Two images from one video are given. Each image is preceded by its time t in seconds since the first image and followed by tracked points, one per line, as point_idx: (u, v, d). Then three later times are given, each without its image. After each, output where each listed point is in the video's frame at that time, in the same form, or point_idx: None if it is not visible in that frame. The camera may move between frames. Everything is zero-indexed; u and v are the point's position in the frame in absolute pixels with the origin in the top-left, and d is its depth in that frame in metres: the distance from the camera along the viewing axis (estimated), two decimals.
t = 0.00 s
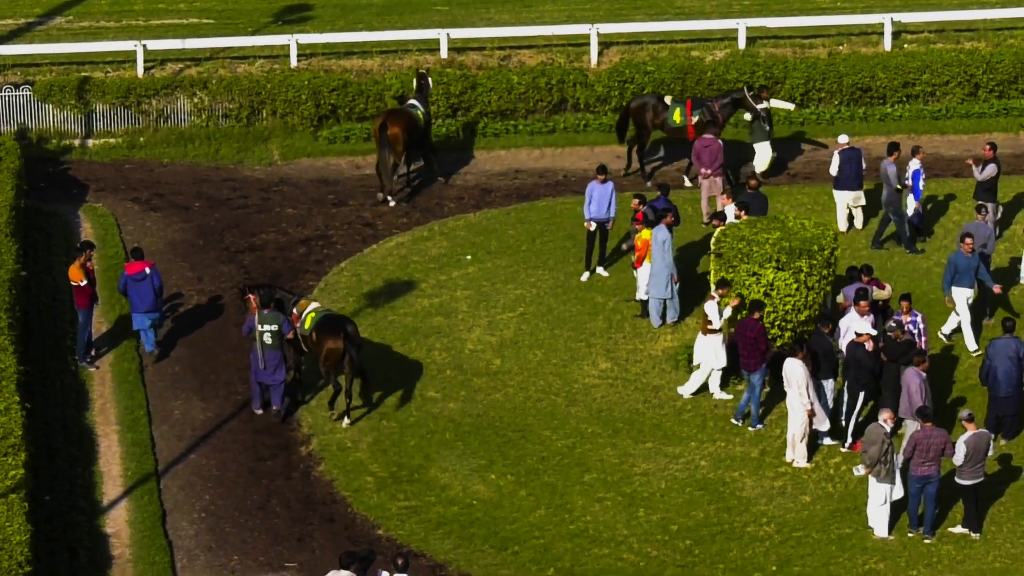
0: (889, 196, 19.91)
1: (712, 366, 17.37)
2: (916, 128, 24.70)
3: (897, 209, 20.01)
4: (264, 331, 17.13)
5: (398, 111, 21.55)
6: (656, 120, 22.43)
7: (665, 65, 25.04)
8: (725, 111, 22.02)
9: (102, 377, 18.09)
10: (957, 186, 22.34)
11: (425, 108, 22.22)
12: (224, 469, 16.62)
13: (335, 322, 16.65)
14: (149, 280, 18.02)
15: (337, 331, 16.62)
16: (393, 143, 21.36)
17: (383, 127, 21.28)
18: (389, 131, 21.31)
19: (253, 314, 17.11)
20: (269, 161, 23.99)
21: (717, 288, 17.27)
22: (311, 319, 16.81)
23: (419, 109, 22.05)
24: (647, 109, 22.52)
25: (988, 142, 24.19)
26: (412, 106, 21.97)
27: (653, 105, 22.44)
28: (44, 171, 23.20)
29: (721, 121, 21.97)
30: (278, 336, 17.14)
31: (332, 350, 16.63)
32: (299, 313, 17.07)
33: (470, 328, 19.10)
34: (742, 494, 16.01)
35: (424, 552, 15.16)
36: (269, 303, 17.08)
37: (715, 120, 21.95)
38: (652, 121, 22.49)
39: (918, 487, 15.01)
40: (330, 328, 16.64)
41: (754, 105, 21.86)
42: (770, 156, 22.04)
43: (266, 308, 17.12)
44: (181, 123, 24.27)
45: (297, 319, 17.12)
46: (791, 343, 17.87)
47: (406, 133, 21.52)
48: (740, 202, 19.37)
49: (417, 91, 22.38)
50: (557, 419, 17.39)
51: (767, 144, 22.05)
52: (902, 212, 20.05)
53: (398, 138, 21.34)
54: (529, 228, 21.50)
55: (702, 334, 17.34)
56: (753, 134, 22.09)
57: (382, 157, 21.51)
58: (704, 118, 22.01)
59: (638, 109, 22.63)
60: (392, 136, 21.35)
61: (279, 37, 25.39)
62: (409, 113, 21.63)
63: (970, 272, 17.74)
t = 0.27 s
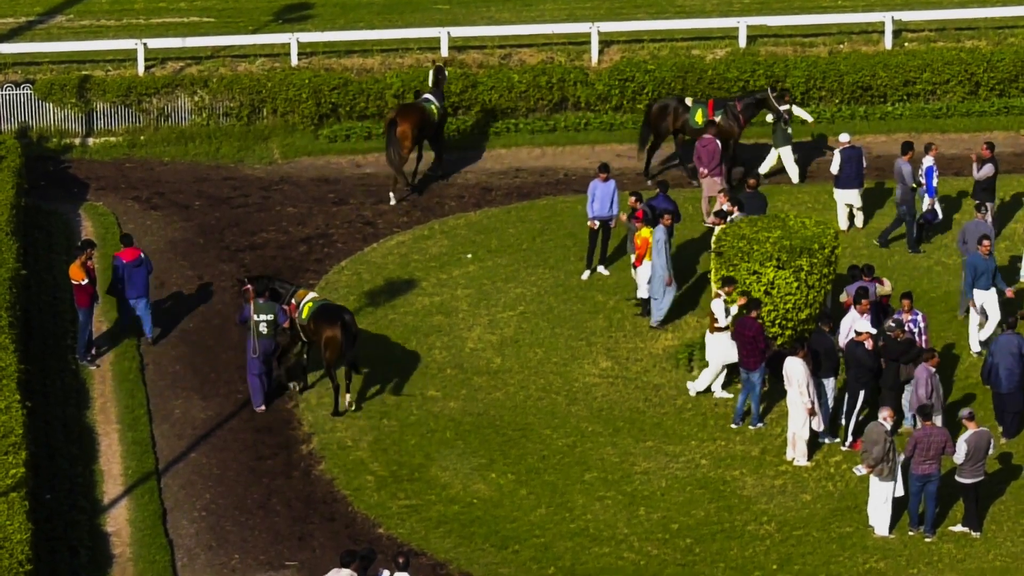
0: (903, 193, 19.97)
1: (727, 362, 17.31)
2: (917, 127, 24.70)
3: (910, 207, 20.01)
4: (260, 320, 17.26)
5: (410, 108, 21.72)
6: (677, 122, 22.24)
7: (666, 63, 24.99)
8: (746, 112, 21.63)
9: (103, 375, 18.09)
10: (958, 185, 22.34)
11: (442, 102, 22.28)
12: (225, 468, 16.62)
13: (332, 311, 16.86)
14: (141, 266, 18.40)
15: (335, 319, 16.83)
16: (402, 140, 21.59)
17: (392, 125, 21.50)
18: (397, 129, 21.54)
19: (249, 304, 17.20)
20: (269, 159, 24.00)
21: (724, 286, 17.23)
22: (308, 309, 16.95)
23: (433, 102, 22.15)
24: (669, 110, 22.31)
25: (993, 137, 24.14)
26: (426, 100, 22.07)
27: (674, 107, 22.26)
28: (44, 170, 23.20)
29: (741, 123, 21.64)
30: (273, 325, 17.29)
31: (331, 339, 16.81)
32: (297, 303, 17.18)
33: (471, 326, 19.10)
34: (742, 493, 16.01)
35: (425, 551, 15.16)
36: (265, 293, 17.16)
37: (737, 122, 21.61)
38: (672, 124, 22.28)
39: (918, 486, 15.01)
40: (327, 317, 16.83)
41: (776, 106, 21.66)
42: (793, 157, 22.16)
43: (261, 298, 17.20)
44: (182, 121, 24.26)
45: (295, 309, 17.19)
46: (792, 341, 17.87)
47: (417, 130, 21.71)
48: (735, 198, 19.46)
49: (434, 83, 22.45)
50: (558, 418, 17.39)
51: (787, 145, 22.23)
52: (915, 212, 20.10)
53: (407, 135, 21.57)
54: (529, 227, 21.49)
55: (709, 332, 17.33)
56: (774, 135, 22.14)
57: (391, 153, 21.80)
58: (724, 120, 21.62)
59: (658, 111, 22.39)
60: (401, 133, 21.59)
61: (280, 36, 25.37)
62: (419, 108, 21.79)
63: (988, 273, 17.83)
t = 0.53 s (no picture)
0: (910, 193, 20.10)
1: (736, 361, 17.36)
2: (917, 126, 24.72)
3: (918, 207, 20.11)
4: (257, 311, 17.46)
5: (420, 104, 22.12)
6: (700, 126, 22.26)
7: (666, 62, 24.95)
8: (769, 116, 21.87)
9: (104, 374, 18.09)
10: (958, 184, 22.36)
11: (454, 98, 22.62)
12: (226, 467, 16.62)
13: (331, 301, 17.05)
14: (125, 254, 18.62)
15: (334, 310, 17.01)
16: (410, 135, 22.03)
17: (401, 118, 21.90)
18: (405, 124, 21.98)
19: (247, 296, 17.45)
20: (270, 158, 24.00)
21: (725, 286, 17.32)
22: (306, 299, 17.19)
23: (445, 98, 22.49)
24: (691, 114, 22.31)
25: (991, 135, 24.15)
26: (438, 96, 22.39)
27: (696, 110, 22.25)
28: (45, 169, 23.20)
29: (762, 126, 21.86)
30: (270, 317, 17.49)
31: (330, 329, 16.96)
32: (294, 294, 17.48)
33: (471, 326, 19.11)
34: (743, 491, 16.01)
35: (425, 550, 15.16)
36: (264, 284, 17.49)
37: (759, 125, 21.82)
38: (695, 127, 22.31)
39: (919, 485, 15.01)
40: (327, 307, 17.01)
41: (800, 110, 21.89)
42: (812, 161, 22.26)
43: (260, 289, 17.49)
44: (182, 120, 24.26)
45: (293, 300, 17.49)
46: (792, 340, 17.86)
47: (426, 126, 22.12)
48: (731, 196, 19.51)
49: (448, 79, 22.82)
50: (558, 417, 17.39)
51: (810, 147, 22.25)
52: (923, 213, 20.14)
53: (416, 130, 22.01)
54: (530, 226, 21.50)
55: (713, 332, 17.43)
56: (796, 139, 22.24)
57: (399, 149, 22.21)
58: (746, 123, 21.78)
59: (680, 114, 22.41)
60: (409, 127, 22.03)
61: (280, 35, 25.38)
62: (429, 103, 22.17)
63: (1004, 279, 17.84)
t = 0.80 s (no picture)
0: (917, 193, 20.11)
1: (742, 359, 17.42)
2: (917, 126, 24.73)
3: (924, 206, 20.12)
4: (252, 302, 17.59)
5: (432, 97, 22.22)
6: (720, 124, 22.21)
7: (667, 62, 24.93)
8: (791, 115, 21.88)
9: (105, 374, 18.09)
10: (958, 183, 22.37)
11: (466, 95, 22.75)
12: (227, 466, 16.62)
13: (331, 294, 17.18)
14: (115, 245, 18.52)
15: (334, 302, 17.14)
16: (421, 127, 22.09)
17: (413, 112, 21.94)
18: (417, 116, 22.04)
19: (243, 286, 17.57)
20: (271, 158, 24.00)
21: (730, 286, 17.30)
22: (306, 291, 17.30)
23: (457, 95, 22.63)
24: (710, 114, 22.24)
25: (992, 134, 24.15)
26: (450, 91, 22.54)
27: (718, 110, 22.15)
28: (45, 168, 23.20)
29: (784, 126, 21.95)
30: (265, 307, 17.64)
31: (329, 321, 17.10)
32: (292, 286, 17.58)
33: (472, 325, 19.11)
34: (744, 491, 16.01)
35: (426, 549, 15.16)
36: (260, 275, 17.66)
37: (779, 127, 21.99)
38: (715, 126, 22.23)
39: (920, 485, 15.02)
40: (326, 299, 17.14)
41: (821, 107, 21.54)
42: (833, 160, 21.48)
43: (255, 280, 17.62)
44: (183, 119, 24.25)
45: (291, 291, 17.60)
46: (793, 339, 17.86)
47: (437, 118, 22.21)
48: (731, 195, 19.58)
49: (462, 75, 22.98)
50: (559, 416, 17.39)
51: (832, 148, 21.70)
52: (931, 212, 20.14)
53: (427, 124, 22.09)
54: (531, 225, 21.50)
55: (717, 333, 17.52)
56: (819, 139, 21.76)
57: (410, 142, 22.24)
58: (767, 124, 22.01)
59: (702, 113, 22.34)
60: (420, 120, 22.10)
61: (281, 34, 25.38)
62: (441, 98, 22.28)
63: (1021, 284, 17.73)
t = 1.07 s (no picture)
0: (930, 194, 20.14)
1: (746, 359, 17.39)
2: (918, 125, 24.73)
3: (937, 206, 20.17)
4: (248, 295, 17.53)
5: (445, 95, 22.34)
6: (747, 129, 21.91)
7: (668, 61, 24.91)
8: (819, 119, 21.82)
9: (105, 373, 18.09)
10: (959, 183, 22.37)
11: (483, 93, 22.75)
12: (227, 465, 16.61)
13: (330, 284, 17.41)
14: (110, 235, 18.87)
15: (334, 292, 17.38)
16: (432, 124, 22.23)
17: (425, 109, 22.10)
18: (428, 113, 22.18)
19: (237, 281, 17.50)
20: (272, 157, 24.00)
21: (736, 287, 17.14)
22: (304, 281, 17.54)
23: (472, 93, 22.65)
24: (737, 118, 21.93)
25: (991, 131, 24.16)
26: (466, 89, 22.59)
27: (743, 114, 21.90)
28: (46, 168, 23.21)
29: (813, 128, 21.87)
30: (261, 300, 17.57)
31: (331, 311, 17.33)
32: (287, 276, 17.71)
33: (473, 324, 19.11)
34: (744, 490, 16.01)
35: (427, 549, 15.15)
36: (252, 268, 17.58)
37: (809, 128, 21.85)
38: (741, 129, 21.90)
39: (920, 484, 15.02)
40: (327, 289, 17.36)
41: (849, 112, 21.68)
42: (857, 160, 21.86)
43: (249, 274, 17.52)
44: (183, 119, 24.25)
45: (285, 283, 17.70)
46: (793, 339, 17.84)
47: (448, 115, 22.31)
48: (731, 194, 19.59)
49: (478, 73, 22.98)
50: (559, 416, 17.38)
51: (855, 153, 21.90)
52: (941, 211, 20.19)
53: (438, 120, 22.24)
54: (532, 224, 21.50)
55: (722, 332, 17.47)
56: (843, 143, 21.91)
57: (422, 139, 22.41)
58: (796, 126, 21.85)
59: (726, 118, 21.95)
60: (432, 117, 22.23)
61: (281, 34, 25.38)
62: (454, 96, 22.36)
63: None
